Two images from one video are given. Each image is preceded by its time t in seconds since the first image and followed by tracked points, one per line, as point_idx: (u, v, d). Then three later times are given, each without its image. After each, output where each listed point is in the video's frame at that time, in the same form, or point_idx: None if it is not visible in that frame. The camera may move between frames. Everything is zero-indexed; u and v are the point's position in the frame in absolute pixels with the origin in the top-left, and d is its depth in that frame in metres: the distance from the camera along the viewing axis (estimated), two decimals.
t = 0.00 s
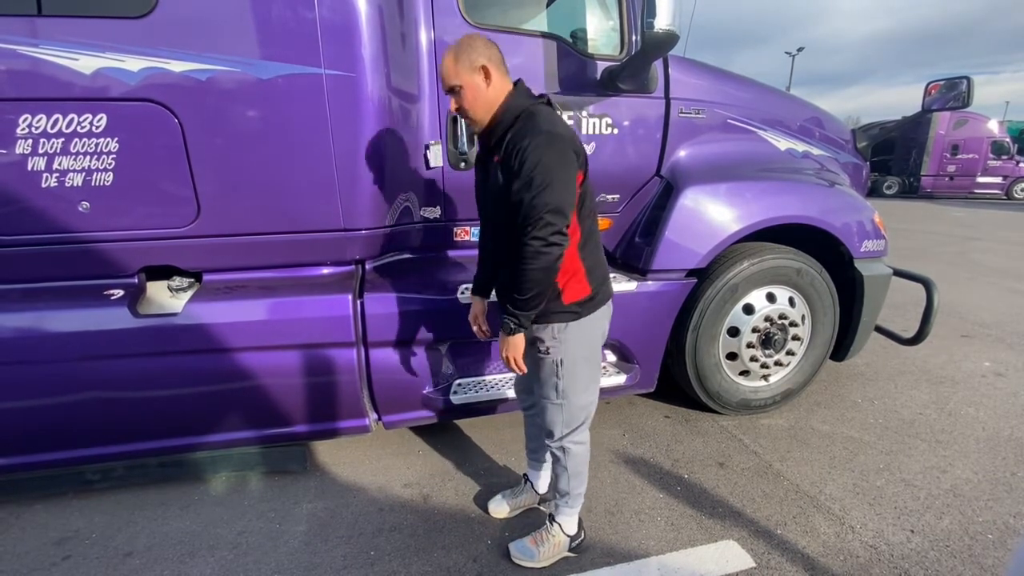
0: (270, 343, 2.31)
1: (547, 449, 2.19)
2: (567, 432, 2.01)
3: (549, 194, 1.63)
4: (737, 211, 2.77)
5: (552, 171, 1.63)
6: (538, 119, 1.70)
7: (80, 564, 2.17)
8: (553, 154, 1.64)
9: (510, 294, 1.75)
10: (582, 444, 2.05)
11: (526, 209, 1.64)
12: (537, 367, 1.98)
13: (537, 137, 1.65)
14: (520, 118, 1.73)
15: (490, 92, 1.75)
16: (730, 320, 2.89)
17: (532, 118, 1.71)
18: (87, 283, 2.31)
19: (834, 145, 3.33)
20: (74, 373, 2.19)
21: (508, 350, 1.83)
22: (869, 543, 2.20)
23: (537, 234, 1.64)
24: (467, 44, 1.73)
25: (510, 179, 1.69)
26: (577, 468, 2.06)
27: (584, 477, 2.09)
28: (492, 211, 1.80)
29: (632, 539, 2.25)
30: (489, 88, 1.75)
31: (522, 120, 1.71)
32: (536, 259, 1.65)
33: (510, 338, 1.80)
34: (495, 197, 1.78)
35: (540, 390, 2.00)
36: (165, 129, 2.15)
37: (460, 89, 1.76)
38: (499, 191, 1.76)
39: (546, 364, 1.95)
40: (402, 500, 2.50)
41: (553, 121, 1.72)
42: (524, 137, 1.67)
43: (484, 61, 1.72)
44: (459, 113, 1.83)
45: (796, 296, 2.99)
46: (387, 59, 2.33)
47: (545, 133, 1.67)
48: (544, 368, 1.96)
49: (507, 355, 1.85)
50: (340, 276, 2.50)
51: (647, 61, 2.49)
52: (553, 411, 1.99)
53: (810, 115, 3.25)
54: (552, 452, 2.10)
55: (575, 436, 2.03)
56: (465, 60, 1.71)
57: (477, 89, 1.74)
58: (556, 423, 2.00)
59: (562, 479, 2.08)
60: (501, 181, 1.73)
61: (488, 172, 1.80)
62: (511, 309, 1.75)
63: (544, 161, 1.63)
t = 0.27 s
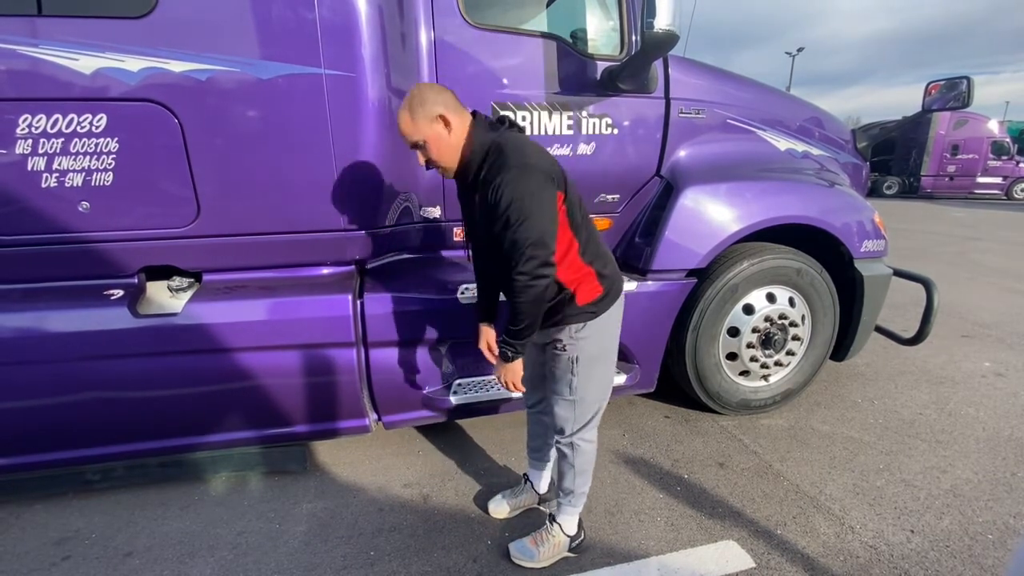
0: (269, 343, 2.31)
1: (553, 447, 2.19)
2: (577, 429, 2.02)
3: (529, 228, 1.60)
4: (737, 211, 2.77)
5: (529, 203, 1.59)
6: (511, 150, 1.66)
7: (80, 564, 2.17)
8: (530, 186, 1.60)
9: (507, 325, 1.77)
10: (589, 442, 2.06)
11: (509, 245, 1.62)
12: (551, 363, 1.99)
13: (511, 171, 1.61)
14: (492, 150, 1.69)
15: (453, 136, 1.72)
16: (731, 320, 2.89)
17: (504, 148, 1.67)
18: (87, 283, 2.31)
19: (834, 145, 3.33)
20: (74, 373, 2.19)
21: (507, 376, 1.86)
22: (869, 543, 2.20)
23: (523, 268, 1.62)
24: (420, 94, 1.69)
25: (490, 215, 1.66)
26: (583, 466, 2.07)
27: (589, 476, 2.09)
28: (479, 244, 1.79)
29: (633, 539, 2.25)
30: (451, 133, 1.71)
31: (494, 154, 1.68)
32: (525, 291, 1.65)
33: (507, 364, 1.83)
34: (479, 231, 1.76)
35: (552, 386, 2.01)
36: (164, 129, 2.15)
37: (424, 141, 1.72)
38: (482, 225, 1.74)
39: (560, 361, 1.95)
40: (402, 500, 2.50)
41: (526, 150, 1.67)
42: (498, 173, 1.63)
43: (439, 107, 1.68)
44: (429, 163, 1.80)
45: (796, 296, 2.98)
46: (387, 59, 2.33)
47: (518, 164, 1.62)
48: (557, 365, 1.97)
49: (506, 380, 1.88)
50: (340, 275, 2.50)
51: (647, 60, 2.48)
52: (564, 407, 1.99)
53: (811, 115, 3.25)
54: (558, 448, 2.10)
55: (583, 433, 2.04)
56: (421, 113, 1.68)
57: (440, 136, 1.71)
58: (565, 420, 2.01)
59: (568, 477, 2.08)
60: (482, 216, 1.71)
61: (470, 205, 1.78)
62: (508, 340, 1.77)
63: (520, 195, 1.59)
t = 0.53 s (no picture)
0: (269, 343, 2.31)
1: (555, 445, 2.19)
2: (581, 426, 2.02)
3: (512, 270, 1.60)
4: (737, 211, 2.77)
5: (509, 246, 1.59)
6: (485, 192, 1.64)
7: (80, 565, 2.17)
8: (508, 228, 1.59)
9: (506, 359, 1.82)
10: (592, 440, 2.06)
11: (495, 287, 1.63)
12: (559, 361, 2.00)
13: (487, 215, 1.60)
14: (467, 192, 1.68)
15: (426, 194, 1.71)
16: (731, 320, 2.89)
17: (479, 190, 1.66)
18: (88, 283, 2.32)
19: (834, 145, 3.33)
20: (74, 373, 2.19)
21: (515, 406, 1.95)
22: (868, 543, 2.20)
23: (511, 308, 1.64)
24: (389, 159, 1.69)
25: (474, 258, 1.67)
26: (585, 464, 2.07)
27: (589, 475, 2.09)
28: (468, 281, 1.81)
29: (632, 539, 2.25)
30: (424, 192, 1.70)
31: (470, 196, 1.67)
32: (517, 328, 1.68)
33: (513, 396, 1.92)
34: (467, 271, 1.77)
35: (558, 383, 2.02)
36: (164, 129, 2.15)
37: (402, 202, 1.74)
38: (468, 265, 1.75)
39: (568, 358, 1.96)
40: (402, 500, 2.50)
41: (500, 188, 1.65)
42: (475, 217, 1.63)
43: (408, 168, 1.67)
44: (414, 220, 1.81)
45: (796, 296, 2.99)
46: (386, 59, 2.32)
47: (493, 206, 1.61)
48: (565, 362, 1.98)
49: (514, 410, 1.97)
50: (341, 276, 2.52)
51: (646, 60, 2.48)
52: (569, 404, 2.00)
53: (811, 115, 3.25)
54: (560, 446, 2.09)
55: (586, 431, 2.04)
56: (392, 178, 1.69)
57: (415, 196, 1.71)
58: (568, 417, 2.01)
59: (569, 475, 2.08)
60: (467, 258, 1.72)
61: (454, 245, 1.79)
62: (510, 373, 1.84)
63: (498, 240, 1.58)
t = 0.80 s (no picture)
0: (269, 343, 2.31)
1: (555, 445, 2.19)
2: (581, 426, 2.02)
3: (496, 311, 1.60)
4: (737, 211, 2.77)
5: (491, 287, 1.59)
6: (465, 235, 1.65)
7: (79, 565, 2.17)
8: (488, 270, 1.59)
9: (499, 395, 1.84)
10: (591, 440, 2.05)
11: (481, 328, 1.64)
12: (561, 360, 2.01)
13: (466, 259, 1.60)
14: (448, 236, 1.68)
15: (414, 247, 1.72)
16: (730, 320, 2.89)
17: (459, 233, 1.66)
18: (88, 283, 2.31)
19: (834, 146, 3.33)
20: (73, 373, 2.20)
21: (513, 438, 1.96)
22: (868, 543, 2.20)
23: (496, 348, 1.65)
24: (372, 220, 1.70)
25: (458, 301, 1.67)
26: (584, 464, 2.06)
27: (588, 475, 2.09)
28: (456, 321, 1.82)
29: (631, 539, 2.25)
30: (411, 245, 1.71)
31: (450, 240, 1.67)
32: (504, 365, 1.69)
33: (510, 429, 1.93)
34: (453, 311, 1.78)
35: (559, 382, 2.03)
36: (164, 129, 2.15)
37: (393, 259, 1.75)
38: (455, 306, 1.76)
39: (570, 358, 1.97)
40: (401, 500, 2.50)
41: (478, 230, 1.65)
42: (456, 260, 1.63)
43: (394, 226, 1.68)
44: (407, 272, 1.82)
45: (796, 297, 2.99)
46: (386, 59, 2.32)
47: (473, 249, 1.61)
48: (567, 362, 1.98)
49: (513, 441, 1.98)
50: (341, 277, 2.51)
51: (646, 60, 2.48)
52: (569, 404, 2.00)
53: (810, 115, 3.25)
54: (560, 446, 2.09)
55: (585, 431, 2.04)
56: (379, 238, 1.69)
57: (405, 251, 1.72)
58: (567, 416, 2.02)
59: (568, 475, 2.07)
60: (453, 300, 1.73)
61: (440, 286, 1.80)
62: (503, 410, 1.86)
63: (478, 283, 1.58)
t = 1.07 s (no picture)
0: (269, 343, 2.32)
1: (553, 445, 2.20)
2: (579, 427, 2.03)
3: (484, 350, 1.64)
4: (737, 211, 2.78)
5: (479, 328, 1.62)
6: (454, 275, 1.67)
7: (80, 564, 2.17)
8: (475, 311, 1.62)
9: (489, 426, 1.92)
10: (589, 441, 2.05)
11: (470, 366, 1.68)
12: (561, 360, 2.01)
13: (455, 301, 1.63)
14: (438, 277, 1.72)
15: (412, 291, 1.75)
16: (730, 320, 2.89)
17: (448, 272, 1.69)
18: (88, 284, 2.30)
19: (834, 146, 3.34)
20: (73, 373, 2.20)
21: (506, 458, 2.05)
22: (867, 543, 2.21)
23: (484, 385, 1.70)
24: (369, 271, 1.73)
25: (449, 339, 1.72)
26: (583, 465, 2.06)
27: (587, 476, 2.09)
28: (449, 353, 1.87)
29: (631, 539, 2.25)
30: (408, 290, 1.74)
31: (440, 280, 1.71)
32: (494, 400, 1.75)
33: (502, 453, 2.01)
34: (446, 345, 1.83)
35: (559, 382, 2.03)
36: (164, 130, 2.15)
37: (393, 305, 1.78)
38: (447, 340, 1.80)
39: (570, 358, 1.97)
40: (401, 500, 2.51)
41: (466, 270, 1.67)
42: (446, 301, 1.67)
43: (391, 274, 1.72)
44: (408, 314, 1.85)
45: (796, 297, 2.99)
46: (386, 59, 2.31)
47: (461, 291, 1.64)
48: (567, 362, 1.98)
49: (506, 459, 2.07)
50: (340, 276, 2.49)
51: (645, 61, 2.48)
52: (568, 404, 2.00)
53: (810, 116, 3.26)
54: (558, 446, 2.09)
55: (584, 431, 2.04)
56: (378, 289, 1.72)
57: (403, 297, 1.75)
58: (565, 417, 2.02)
59: (567, 475, 2.07)
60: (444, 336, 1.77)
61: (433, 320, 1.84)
62: (494, 442, 1.94)
63: (467, 325, 1.62)
